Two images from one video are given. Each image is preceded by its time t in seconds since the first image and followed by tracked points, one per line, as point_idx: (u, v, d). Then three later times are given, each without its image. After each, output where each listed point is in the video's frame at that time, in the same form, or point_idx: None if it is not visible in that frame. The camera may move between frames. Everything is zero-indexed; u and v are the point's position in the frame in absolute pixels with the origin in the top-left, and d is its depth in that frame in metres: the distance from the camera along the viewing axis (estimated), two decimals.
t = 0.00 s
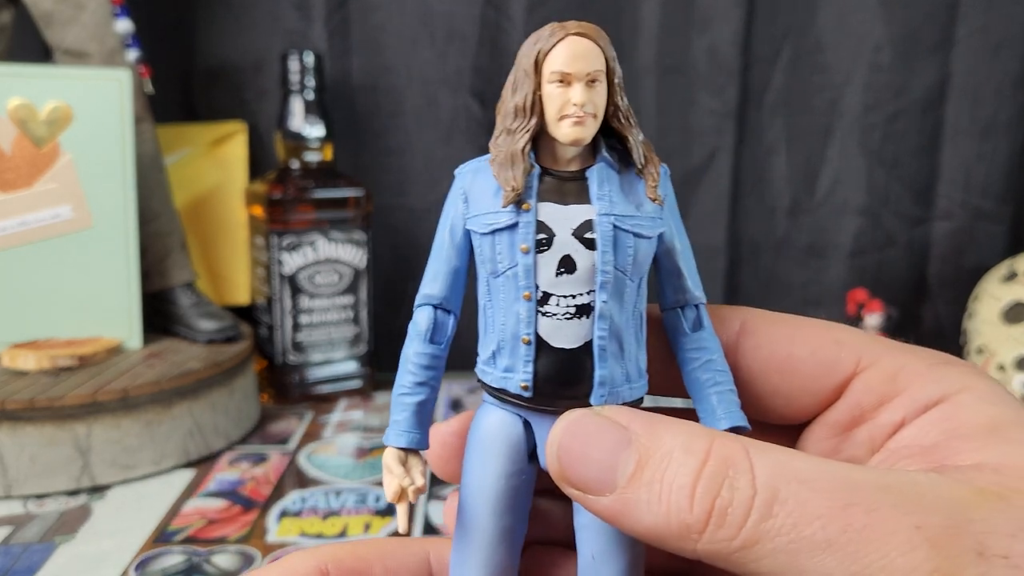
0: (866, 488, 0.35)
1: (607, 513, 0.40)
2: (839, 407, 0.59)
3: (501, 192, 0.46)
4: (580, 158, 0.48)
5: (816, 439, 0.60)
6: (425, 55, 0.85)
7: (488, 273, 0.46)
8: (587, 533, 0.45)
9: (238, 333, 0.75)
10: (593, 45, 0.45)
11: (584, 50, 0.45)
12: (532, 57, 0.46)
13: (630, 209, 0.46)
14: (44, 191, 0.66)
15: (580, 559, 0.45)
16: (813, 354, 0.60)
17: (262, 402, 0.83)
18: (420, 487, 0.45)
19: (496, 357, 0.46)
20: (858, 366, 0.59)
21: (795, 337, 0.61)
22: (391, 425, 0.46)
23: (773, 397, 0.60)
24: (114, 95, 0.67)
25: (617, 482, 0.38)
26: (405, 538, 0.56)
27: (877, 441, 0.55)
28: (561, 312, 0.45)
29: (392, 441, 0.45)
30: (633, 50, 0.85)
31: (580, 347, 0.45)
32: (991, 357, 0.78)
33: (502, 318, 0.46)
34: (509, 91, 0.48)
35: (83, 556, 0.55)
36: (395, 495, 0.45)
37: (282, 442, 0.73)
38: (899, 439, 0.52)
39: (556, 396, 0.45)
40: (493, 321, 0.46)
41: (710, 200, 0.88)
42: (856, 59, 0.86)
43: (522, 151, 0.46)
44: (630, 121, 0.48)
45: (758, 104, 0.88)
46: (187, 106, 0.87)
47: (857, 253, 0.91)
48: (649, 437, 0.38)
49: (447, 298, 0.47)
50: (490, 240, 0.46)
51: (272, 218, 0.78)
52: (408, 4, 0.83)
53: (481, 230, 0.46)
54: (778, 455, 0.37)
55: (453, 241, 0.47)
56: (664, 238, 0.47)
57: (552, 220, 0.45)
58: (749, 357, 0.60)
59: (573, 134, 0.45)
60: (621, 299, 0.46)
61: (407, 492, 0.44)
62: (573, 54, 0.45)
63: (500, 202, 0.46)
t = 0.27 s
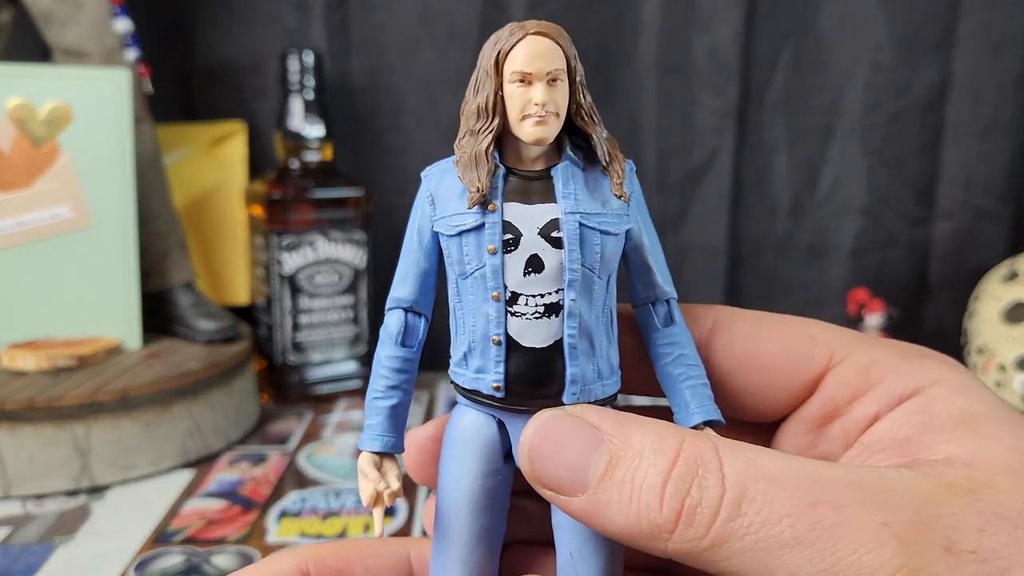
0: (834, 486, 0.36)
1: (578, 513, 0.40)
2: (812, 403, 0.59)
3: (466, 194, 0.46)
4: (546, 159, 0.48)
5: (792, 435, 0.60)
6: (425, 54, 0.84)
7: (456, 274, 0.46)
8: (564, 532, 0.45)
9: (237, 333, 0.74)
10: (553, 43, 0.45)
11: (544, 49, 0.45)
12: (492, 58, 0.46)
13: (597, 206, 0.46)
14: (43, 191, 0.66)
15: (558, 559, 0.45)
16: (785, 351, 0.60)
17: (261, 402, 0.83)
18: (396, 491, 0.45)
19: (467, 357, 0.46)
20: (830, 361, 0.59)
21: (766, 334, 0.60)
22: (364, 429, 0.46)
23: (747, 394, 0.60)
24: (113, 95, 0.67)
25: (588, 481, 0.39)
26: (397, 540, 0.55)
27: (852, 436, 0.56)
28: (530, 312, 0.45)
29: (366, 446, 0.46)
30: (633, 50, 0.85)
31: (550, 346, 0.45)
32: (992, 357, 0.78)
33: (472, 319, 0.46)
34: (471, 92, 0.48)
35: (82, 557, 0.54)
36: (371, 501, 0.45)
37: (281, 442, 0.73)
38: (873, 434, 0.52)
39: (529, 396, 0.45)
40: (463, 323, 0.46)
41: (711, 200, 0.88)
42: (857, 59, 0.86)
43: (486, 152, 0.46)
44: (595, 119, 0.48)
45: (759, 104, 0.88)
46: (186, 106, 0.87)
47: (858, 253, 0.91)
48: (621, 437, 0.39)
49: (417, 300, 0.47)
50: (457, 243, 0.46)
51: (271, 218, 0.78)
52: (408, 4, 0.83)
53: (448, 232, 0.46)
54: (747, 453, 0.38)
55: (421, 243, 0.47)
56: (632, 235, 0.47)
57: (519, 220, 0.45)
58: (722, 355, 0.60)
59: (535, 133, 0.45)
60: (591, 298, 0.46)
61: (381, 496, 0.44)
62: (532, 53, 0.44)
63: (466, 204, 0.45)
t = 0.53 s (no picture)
0: (820, 490, 0.36)
1: (567, 514, 0.40)
2: (801, 406, 0.59)
3: (456, 195, 0.46)
4: (535, 161, 0.48)
5: (782, 438, 0.60)
6: (425, 54, 0.84)
7: (446, 275, 0.46)
8: (555, 532, 0.45)
9: (237, 333, 0.74)
10: (541, 46, 0.45)
11: (532, 52, 0.45)
12: (480, 61, 0.46)
13: (585, 206, 0.46)
14: (43, 191, 0.66)
15: (550, 558, 0.45)
16: (774, 355, 0.60)
17: (261, 402, 0.83)
18: (388, 491, 0.45)
19: (459, 358, 0.46)
20: (819, 365, 0.59)
21: (755, 337, 0.60)
22: (356, 430, 0.46)
23: (736, 397, 0.60)
24: (113, 95, 0.67)
25: (576, 482, 0.39)
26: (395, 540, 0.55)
27: (840, 439, 0.56)
28: (520, 312, 0.45)
29: (358, 446, 0.46)
30: (633, 50, 0.85)
31: (540, 346, 0.45)
32: (991, 357, 0.78)
33: (462, 319, 0.46)
34: (461, 95, 0.48)
35: (83, 557, 0.55)
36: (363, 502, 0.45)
37: (281, 442, 0.73)
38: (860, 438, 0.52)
39: (521, 397, 0.45)
40: (454, 323, 0.46)
41: (711, 200, 0.88)
42: (856, 59, 0.86)
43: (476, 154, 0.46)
44: (584, 122, 0.48)
45: (759, 104, 0.88)
46: (187, 106, 0.87)
47: (857, 253, 0.91)
48: (610, 439, 0.39)
49: (409, 302, 0.47)
50: (448, 243, 0.46)
51: (271, 218, 0.78)
52: (408, 4, 0.83)
53: (438, 233, 0.46)
54: (734, 456, 0.38)
55: (412, 245, 0.47)
56: (620, 236, 0.47)
57: (508, 221, 0.45)
58: (712, 359, 0.60)
59: (524, 135, 0.45)
60: (581, 298, 0.46)
61: (373, 496, 0.44)
62: (521, 56, 0.45)
63: (456, 205, 0.46)
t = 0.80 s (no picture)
0: (825, 497, 0.37)
1: (572, 527, 0.40)
2: (806, 409, 0.59)
3: (464, 201, 0.46)
4: (544, 166, 0.48)
5: (788, 441, 0.60)
6: (424, 54, 0.84)
7: (454, 281, 0.46)
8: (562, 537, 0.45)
9: (237, 333, 0.74)
10: (552, 51, 0.45)
11: (543, 57, 0.45)
12: (491, 64, 0.46)
13: (594, 212, 0.46)
14: (42, 191, 0.66)
15: (556, 564, 0.45)
16: (778, 358, 0.59)
17: (261, 402, 0.83)
18: (394, 498, 0.44)
19: (467, 364, 0.46)
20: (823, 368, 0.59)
21: (759, 341, 0.60)
22: (362, 436, 0.46)
23: (741, 400, 0.60)
24: (113, 95, 0.67)
25: (579, 496, 0.39)
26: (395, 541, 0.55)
27: (845, 443, 0.56)
28: (530, 318, 0.45)
29: (365, 453, 0.45)
30: (632, 51, 0.85)
31: (549, 352, 0.45)
32: (992, 357, 0.78)
33: (470, 325, 0.46)
34: (470, 98, 0.48)
35: (83, 557, 0.55)
36: (368, 509, 0.44)
37: (281, 443, 0.73)
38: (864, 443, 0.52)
39: (530, 404, 0.45)
40: (462, 329, 0.46)
41: (711, 200, 0.88)
42: (856, 59, 0.86)
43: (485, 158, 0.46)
44: (593, 126, 0.48)
45: (759, 104, 0.88)
46: (186, 106, 0.87)
47: (857, 253, 0.91)
48: (611, 451, 0.39)
49: (415, 307, 0.47)
50: (456, 249, 0.46)
51: (271, 219, 0.78)
52: (407, 4, 0.83)
53: (446, 238, 0.46)
54: (737, 465, 0.38)
55: (419, 250, 0.47)
56: (630, 242, 0.47)
57: (517, 227, 0.45)
58: (716, 363, 0.60)
59: (534, 140, 0.45)
60: (589, 305, 0.46)
61: (379, 502, 0.44)
62: (532, 61, 0.45)
63: (465, 211, 0.46)
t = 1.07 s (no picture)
0: (827, 502, 0.36)
1: (574, 527, 0.40)
2: (807, 418, 0.59)
3: (471, 204, 0.46)
4: (550, 172, 0.48)
5: (788, 451, 0.59)
6: (424, 54, 0.84)
7: (460, 283, 0.46)
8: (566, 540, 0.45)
9: (237, 333, 0.74)
10: (558, 58, 0.45)
11: (549, 64, 0.45)
12: (498, 72, 0.46)
13: (599, 217, 0.46)
14: (42, 191, 0.66)
15: (560, 566, 0.45)
16: (781, 367, 0.59)
17: (261, 402, 0.83)
18: (399, 500, 0.44)
19: (472, 366, 0.46)
20: (825, 377, 0.59)
21: (763, 349, 0.60)
22: (367, 438, 0.45)
23: (743, 408, 0.60)
24: (113, 95, 0.67)
25: (582, 496, 0.39)
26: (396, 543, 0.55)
27: (846, 453, 0.56)
28: (535, 321, 0.45)
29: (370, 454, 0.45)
30: (633, 51, 0.85)
31: (553, 355, 0.45)
32: (992, 357, 0.78)
33: (476, 328, 0.46)
34: (476, 105, 0.48)
35: (83, 557, 0.55)
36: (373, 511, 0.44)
37: (281, 443, 0.73)
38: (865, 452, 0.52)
39: (535, 406, 0.45)
40: (467, 332, 0.46)
41: (711, 200, 0.88)
42: (856, 59, 0.86)
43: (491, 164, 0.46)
44: (598, 133, 0.49)
45: (759, 105, 0.88)
46: (186, 105, 0.86)
47: (857, 253, 0.91)
48: (614, 452, 0.39)
49: (421, 310, 0.47)
50: (463, 252, 0.46)
51: (271, 219, 0.78)
52: (407, 4, 0.83)
53: (453, 242, 0.46)
54: (740, 467, 0.38)
55: (425, 254, 0.47)
56: (633, 246, 0.47)
57: (522, 230, 0.45)
58: (720, 370, 0.59)
59: (541, 146, 0.45)
60: (594, 308, 0.46)
61: (385, 504, 0.44)
62: (538, 68, 0.45)
63: (471, 214, 0.46)
